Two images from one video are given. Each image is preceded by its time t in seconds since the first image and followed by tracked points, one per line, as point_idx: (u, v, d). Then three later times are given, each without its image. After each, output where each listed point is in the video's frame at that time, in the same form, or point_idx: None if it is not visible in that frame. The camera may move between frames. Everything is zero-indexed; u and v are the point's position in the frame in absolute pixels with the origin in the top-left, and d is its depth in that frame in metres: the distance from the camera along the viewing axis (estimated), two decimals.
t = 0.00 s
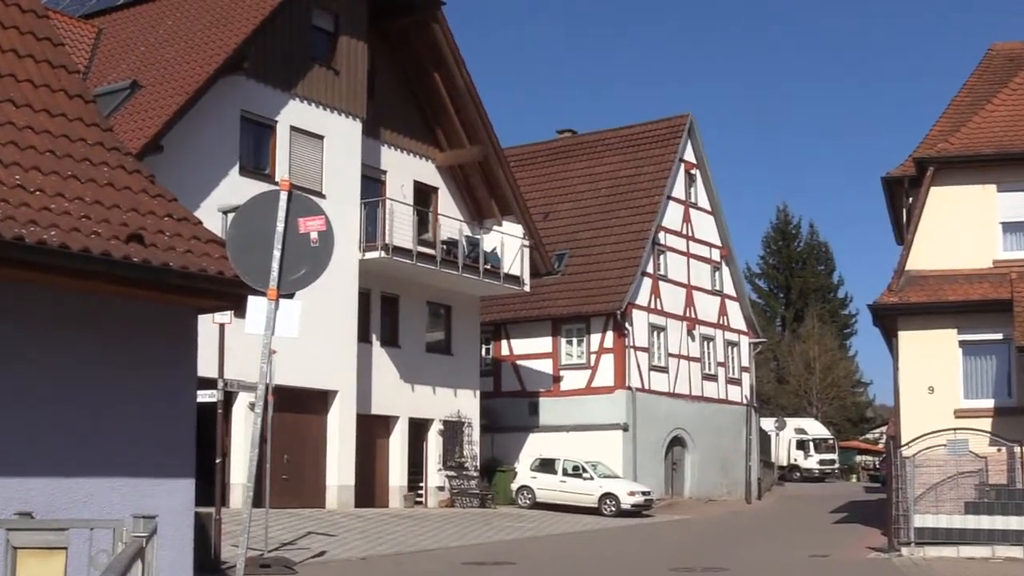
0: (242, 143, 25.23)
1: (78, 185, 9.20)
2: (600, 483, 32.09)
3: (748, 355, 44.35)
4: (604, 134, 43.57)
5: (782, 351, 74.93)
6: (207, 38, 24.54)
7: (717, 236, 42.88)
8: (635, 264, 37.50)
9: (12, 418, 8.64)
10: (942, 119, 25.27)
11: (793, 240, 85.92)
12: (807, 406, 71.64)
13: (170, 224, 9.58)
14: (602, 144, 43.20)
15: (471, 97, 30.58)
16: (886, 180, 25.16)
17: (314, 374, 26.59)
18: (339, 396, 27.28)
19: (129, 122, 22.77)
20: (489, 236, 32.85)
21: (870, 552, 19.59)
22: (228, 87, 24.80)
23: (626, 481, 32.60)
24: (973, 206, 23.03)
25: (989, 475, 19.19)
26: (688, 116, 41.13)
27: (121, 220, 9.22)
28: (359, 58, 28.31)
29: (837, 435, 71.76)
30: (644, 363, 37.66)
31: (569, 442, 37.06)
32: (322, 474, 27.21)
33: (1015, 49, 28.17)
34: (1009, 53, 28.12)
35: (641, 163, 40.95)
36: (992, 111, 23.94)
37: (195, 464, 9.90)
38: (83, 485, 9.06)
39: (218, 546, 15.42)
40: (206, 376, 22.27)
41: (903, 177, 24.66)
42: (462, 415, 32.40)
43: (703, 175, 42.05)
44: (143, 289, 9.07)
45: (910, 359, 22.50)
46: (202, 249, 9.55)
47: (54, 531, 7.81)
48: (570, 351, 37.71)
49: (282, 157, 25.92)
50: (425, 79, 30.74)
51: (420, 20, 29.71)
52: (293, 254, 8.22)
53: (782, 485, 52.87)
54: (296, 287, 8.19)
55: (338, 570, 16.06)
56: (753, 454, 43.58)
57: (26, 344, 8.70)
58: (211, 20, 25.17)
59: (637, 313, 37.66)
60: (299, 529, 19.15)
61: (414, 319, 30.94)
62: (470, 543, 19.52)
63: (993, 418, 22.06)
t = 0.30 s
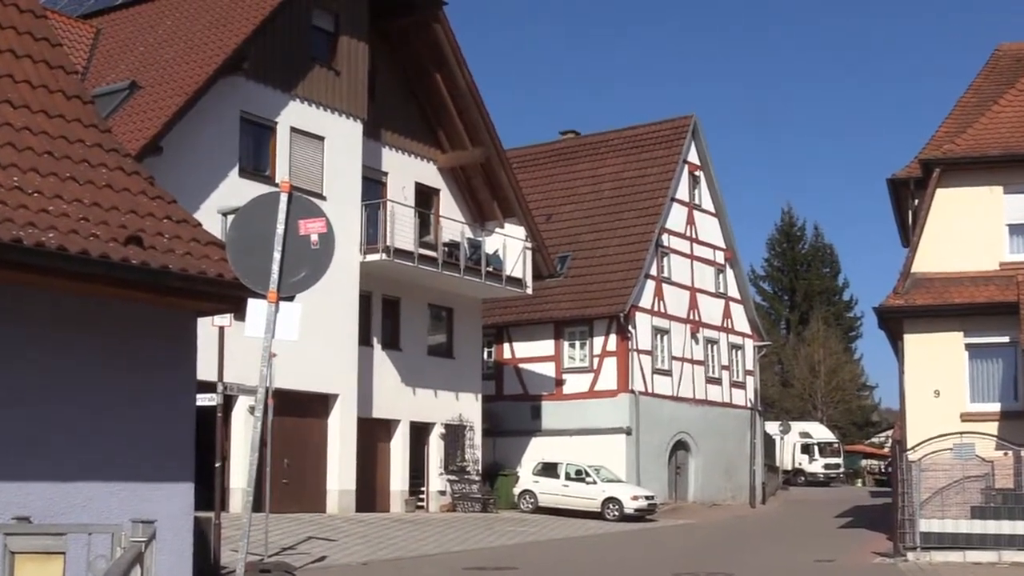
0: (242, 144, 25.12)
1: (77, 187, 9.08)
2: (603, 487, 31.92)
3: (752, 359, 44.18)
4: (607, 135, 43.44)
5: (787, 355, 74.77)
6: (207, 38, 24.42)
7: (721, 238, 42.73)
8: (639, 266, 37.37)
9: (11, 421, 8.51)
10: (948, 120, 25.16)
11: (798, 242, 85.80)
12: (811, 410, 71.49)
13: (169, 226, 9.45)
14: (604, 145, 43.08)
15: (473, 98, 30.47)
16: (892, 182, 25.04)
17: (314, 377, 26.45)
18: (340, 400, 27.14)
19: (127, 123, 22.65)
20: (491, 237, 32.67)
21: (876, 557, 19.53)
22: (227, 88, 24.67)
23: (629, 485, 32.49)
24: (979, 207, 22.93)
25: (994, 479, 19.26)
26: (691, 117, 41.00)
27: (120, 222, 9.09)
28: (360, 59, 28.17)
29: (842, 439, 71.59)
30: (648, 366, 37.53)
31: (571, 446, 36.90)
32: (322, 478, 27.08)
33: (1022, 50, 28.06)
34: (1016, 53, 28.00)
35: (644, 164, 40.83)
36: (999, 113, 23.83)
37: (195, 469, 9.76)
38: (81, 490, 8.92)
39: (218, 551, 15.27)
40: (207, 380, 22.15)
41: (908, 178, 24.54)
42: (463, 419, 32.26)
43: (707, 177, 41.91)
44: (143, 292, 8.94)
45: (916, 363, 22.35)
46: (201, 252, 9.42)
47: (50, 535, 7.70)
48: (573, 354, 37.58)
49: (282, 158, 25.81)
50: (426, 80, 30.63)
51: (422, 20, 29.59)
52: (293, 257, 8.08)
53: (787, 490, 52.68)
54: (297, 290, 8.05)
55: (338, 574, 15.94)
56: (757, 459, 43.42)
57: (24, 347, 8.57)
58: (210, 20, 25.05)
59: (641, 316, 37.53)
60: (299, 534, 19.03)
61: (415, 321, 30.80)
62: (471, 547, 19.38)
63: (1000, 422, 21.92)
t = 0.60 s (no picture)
0: (242, 145, 25.06)
1: (76, 188, 9.00)
2: (604, 489, 31.80)
3: (755, 361, 44.07)
4: (608, 136, 43.36)
5: (790, 357, 74.68)
6: (207, 39, 24.36)
7: (724, 240, 42.65)
8: (641, 268, 37.29)
9: (8, 424, 8.41)
10: (952, 121, 25.10)
11: (801, 244, 85.74)
12: (814, 412, 71.39)
13: (169, 227, 9.37)
14: (606, 146, 43.00)
15: (474, 99, 30.41)
16: (895, 183, 24.97)
17: (314, 380, 26.36)
18: (341, 402, 27.06)
19: (126, 124, 22.57)
20: (492, 239, 32.64)
21: (879, 560, 19.46)
22: (228, 88, 24.59)
23: (631, 488, 32.36)
24: (983, 208, 22.89)
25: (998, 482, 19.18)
26: (694, 118, 40.93)
27: (119, 224, 9.00)
28: (361, 59, 28.09)
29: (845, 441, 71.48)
30: (650, 368, 37.44)
31: (572, 448, 36.81)
32: (323, 481, 27.00)
33: None
34: (1020, 53, 27.94)
35: (646, 166, 40.76)
36: (1003, 113, 23.76)
37: (194, 471, 9.68)
38: (79, 493, 8.82)
39: (217, 554, 15.18)
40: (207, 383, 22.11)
41: (912, 179, 24.47)
42: (465, 421, 32.19)
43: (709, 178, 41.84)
44: (143, 293, 8.85)
45: (919, 365, 22.26)
46: (200, 253, 9.35)
47: (49, 539, 7.51)
48: (575, 356, 37.52)
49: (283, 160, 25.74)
50: (428, 80, 30.57)
51: (423, 21, 29.52)
52: (294, 258, 8.00)
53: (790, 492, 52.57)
54: (297, 292, 7.97)
55: None
56: (760, 461, 43.32)
57: (22, 347, 8.48)
58: (210, 21, 24.99)
59: (642, 318, 37.44)
60: (299, 537, 18.95)
61: (416, 323, 30.72)
62: (472, 550, 19.30)
63: (1004, 424, 21.83)
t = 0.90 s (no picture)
0: (242, 145, 25.03)
1: (76, 188, 8.97)
2: (605, 491, 31.74)
3: (756, 362, 44.03)
4: (609, 136, 43.32)
5: (791, 358, 74.64)
6: (207, 39, 24.33)
7: (726, 241, 42.61)
8: (641, 269, 37.25)
9: (7, 424, 8.38)
10: (953, 121, 25.06)
11: (802, 244, 85.70)
12: (815, 413, 71.35)
13: (168, 227, 9.34)
14: (607, 147, 42.96)
15: (474, 99, 30.37)
16: (897, 184, 24.94)
17: (314, 381, 26.32)
18: (341, 403, 27.02)
19: (126, 124, 22.54)
20: (493, 240, 32.64)
21: (880, 561, 19.41)
22: (227, 89, 24.56)
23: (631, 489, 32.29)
24: (985, 208, 22.87)
25: (1000, 483, 19.14)
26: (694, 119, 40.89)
27: (119, 225, 8.97)
28: (361, 59, 28.05)
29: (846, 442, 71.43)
30: (650, 369, 37.40)
31: (573, 450, 36.80)
32: (323, 482, 26.96)
33: None
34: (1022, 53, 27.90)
35: (647, 166, 40.71)
36: (1005, 113, 23.73)
37: (194, 472, 9.64)
38: (78, 494, 8.78)
39: (216, 555, 15.13)
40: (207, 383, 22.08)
41: (914, 179, 24.43)
42: (465, 422, 32.15)
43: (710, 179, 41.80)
44: (143, 293, 8.82)
45: (920, 366, 22.23)
46: (200, 254, 9.31)
47: (49, 540, 7.47)
48: (576, 357, 37.50)
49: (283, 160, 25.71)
50: (428, 81, 30.53)
51: (424, 21, 29.48)
52: (294, 259, 7.96)
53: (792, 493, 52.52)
54: (297, 293, 7.94)
55: None
56: (761, 462, 43.28)
57: (21, 348, 8.44)
58: (210, 21, 24.96)
59: (643, 318, 37.39)
60: (299, 538, 18.91)
61: (416, 324, 30.67)
62: (473, 552, 19.25)
63: (1005, 425, 21.79)
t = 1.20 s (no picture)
0: (242, 145, 25.03)
1: (76, 189, 8.97)
2: (605, 491, 31.73)
3: (756, 361, 44.00)
4: (609, 136, 43.31)
5: (791, 358, 74.64)
6: (207, 39, 24.33)
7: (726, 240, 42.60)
8: (641, 269, 37.24)
9: (7, 425, 8.37)
10: (954, 121, 25.07)
11: (802, 244, 85.67)
12: (815, 413, 71.34)
13: (168, 227, 9.33)
14: (607, 146, 42.94)
15: (474, 99, 30.36)
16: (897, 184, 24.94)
17: (314, 381, 26.32)
18: (340, 402, 27.02)
19: (126, 124, 22.55)
20: (493, 240, 32.64)
21: (880, 561, 19.41)
22: (227, 88, 24.56)
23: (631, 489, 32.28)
24: (985, 208, 22.86)
25: (1000, 483, 19.13)
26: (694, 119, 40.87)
27: (119, 225, 8.96)
28: (361, 59, 28.05)
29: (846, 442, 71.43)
30: (650, 369, 37.39)
31: (573, 450, 36.81)
32: (322, 482, 26.96)
33: None
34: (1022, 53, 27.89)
35: (647, 166, 40.69)
36: (1006, 114, 23.73)
37: (194, 472, 9.63)
38: (77, 493, 8.78)
39: (216, 555, 15.14)
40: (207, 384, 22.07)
41: (914, 180, 24.44)
42: (465, 422, 32.15)
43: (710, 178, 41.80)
44: (143, 294, 8.82)
45: (921, 366, 22.22)
46: (200, 254, 9.30)
47: (48, 540, 7.46)
48: (576, 357, 37.50)
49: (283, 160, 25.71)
50: (428, 81, 30.53)
51: (424, 21, 29.48)
52: (294, 259, 7.96)
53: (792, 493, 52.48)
54: (297, 293, 7.94)
55: None
56: (761, 463, 43.26)
57: (21, 348, 8.43)
58: (210, 20, 24.95)
59: (643, 318, 37.39)
60: (300, 538, 18.91)
61: (416, 324, 30.66)
62: (473, 552, 19.24)
63: (1005, 425, 21.77)
